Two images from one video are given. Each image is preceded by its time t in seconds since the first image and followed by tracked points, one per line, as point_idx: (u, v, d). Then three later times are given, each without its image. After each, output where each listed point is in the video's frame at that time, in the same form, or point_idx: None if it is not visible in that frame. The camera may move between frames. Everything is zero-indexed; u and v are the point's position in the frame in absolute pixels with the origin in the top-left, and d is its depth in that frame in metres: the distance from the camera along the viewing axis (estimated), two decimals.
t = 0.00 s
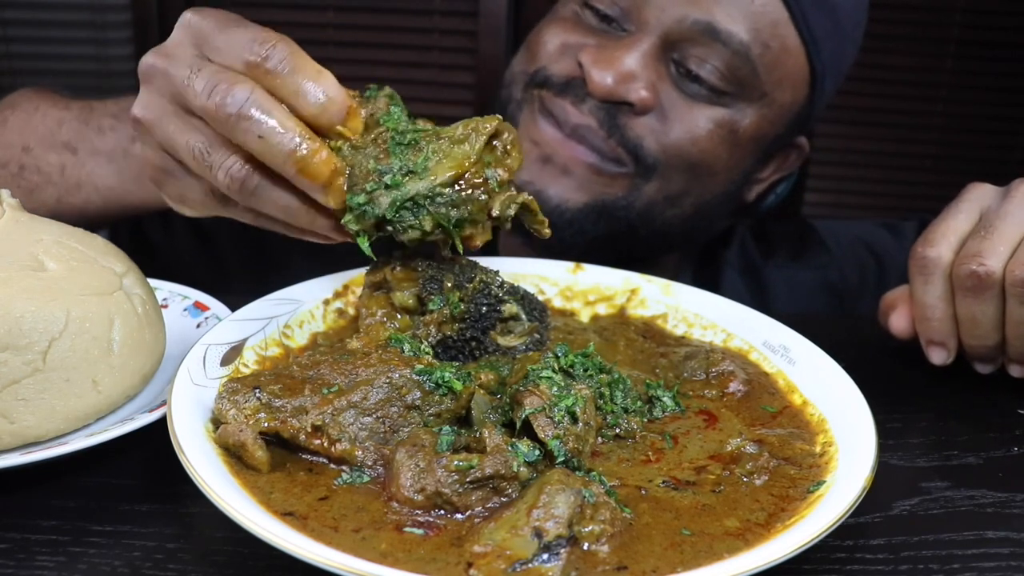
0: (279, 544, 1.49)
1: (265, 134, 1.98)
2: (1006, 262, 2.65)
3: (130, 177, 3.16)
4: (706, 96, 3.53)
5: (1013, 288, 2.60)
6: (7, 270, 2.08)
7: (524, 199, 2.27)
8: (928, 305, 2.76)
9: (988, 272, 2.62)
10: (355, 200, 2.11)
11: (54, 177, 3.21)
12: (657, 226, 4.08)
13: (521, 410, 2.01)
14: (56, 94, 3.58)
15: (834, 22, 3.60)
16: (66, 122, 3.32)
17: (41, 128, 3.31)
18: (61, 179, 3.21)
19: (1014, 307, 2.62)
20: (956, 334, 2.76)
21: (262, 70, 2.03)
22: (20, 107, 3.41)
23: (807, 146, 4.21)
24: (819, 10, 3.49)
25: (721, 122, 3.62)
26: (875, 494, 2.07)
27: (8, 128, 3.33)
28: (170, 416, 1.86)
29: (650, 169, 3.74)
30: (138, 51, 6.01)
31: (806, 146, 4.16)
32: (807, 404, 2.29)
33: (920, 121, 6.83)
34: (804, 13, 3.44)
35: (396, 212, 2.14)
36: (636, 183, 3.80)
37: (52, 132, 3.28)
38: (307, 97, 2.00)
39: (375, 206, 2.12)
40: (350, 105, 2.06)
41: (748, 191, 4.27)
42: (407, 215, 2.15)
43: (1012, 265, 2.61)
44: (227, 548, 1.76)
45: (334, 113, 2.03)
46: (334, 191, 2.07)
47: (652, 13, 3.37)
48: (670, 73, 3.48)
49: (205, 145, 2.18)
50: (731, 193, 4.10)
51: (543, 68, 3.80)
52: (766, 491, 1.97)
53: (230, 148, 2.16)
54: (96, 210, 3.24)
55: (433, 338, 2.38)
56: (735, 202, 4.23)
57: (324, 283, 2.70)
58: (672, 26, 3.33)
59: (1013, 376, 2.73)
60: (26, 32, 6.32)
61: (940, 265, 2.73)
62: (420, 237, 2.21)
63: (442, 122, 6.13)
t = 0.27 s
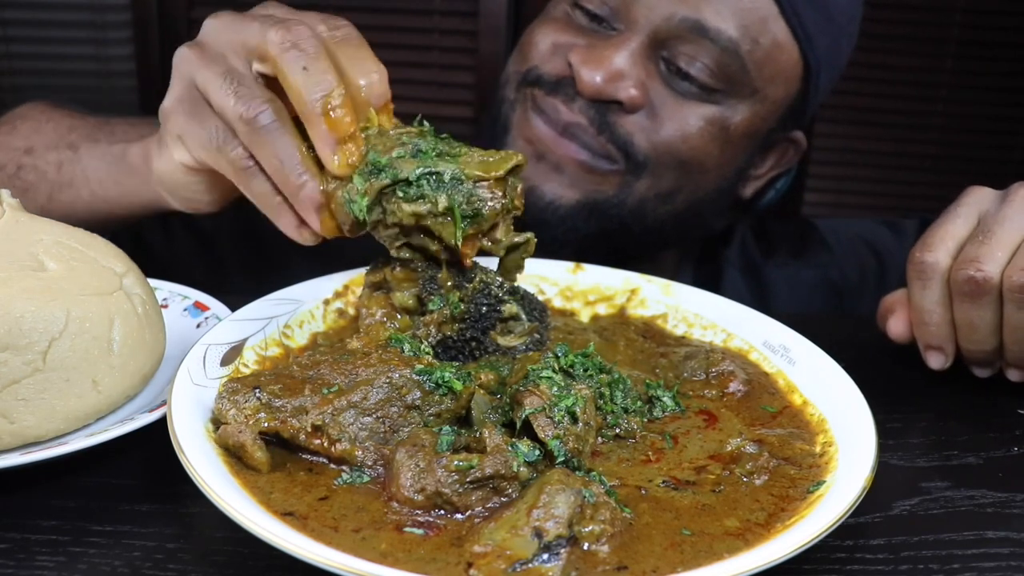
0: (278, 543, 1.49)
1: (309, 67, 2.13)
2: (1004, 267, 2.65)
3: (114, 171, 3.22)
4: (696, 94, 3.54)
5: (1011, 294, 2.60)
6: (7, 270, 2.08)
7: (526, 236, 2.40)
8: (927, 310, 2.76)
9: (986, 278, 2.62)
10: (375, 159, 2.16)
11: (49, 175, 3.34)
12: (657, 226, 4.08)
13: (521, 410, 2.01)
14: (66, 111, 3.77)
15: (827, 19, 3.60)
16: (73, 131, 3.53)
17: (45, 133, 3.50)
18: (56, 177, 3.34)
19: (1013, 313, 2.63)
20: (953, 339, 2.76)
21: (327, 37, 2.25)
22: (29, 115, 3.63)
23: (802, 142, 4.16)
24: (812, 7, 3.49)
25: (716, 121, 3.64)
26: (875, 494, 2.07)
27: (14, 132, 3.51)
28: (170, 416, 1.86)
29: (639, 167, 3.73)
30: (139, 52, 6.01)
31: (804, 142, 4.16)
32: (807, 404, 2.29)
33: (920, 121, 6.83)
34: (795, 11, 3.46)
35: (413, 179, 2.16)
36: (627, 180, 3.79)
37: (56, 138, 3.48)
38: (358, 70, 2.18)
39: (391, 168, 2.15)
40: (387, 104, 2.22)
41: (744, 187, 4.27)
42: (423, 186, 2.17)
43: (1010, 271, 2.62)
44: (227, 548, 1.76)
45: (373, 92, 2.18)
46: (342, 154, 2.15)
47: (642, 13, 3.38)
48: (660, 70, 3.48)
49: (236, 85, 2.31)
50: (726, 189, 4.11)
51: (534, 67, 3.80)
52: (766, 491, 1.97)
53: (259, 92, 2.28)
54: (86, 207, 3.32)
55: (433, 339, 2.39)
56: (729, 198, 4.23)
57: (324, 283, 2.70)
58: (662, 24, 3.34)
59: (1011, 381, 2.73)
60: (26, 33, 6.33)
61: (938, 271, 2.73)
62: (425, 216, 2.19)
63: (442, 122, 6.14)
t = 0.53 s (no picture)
0: (277, 543, 1.49)
1: (343, 44, 2.36)
2: (1004, 268, 2.65)
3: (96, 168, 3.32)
4: (699, 104, 3.52)
5: (1011, 295, 2.60)
6: (7, 270, 2.08)
7: (519, 236, 2.44)
8: (927, 310, 2.76)
9: (986, 279, 2.62)
10: (390, 118, 2.23)
11: (37, 177, 3.44)
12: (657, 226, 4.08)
13: (521, 410, 2.01)
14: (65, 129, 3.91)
15: (832, 26, 3.58)
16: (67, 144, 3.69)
17: (40, 145, 3.65)
18: (43, 179, 3.43)
19: (1013, 313, 2.62)
20: (953, 339, 2.76)
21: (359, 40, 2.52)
22: (27, 126, 3.80)
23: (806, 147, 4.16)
24: (817, 16, 3.48)
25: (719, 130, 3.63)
26: (875, 494, 2.07)
27: (11, 143, 3.66)
28: (170, 416, 1.86)
29: (638, 174, 3.74)
30: (139, 52, 6.01)
31: (807, 149, 4.16)
32: (807, 404, 2.29)
33: (920, 121, 6.83)
34: (799, 17, 3.43)
35: (424, 140, 2.20)
36: (625, 188, 3.80)
37: (50, 149, 3.63)
38: (381, 74, 2.34)
39: (406, 126, 2.21)
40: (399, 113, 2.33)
41: (744, 195, 4.28)
42: (436, 142, 2.21)
43: (1010, 272, 2.62)
44: (227, 548, 1.76)
45: (391, 94, 2.30)
46: (347, 118, 2.22)
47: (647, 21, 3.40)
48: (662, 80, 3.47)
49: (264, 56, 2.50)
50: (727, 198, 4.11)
51: (537, 71, 3.81)
52: (766, 490, 1.97)
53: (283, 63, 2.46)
54: (67, 207, 3.34)
55: (433, 339, 2.39)
56: (730, 205, 4.24)
57: (324, 282, 2.70)
58: (665, 33, 3.35)
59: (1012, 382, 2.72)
60: (26, 32, 6.32)
61: (938, 271, 2.73)
62: (431, 172, 2.19)
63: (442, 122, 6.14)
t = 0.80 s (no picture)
0: (278, 543, 1.49)
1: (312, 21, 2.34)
2: (1002, 268, 2.66)
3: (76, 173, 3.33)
4: (709, 118, 3.51)
5: (1009, 294, 2.61)
6: (7, 270, 2.08)
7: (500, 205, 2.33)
8: (925, 310, 2.76)
9: (984, 279, 2.63)
10: (368, 86, 2.18)
11: (23, 182, 3.47)
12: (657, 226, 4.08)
13: (521, 410, 2.01)
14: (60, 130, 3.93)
15: (848, 49, 3.62)
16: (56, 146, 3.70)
17: (30, 147, 3.67)
18: (28, 185, 3.45)
19: (1011, 313, 2.63)
20: (952, 338, 2.76)
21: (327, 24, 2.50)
22: (19, 130, 3.82)
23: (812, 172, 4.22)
24: (833, 37, 3.51)
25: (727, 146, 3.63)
26: (876, 494, 2.07)
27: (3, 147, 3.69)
28: (170, 416, 1.86)
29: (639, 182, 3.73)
30: (139, 52, 6.01)
31: (813, 174, 4.22)
32: (807, 404, 2.29)
33: (920, 121, 6.84)
34: (817, 38, 3.47)
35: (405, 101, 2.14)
36: (624, 194, 3.79)
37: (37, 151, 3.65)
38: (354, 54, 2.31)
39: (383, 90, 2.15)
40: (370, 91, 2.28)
41: (746, 212, 4.28)
42: (417, 103, 2.14)
43: (1008, 272, 2.62)
44: (227, 548, 1.76)
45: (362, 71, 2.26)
46: (319, 90, 2.15)
47: (666, 29, 3.38)
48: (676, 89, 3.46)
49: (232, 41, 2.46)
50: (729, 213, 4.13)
51: (550, 71, 3.79)
52: (766, 490, 1.97)
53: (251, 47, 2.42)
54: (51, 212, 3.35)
55: (433, 339, 2.38)
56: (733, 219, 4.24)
57: (324, 282, 2.70)
58: (685, 43, 3.34)
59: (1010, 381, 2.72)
60: (26, 33, 6.33)
61: (936, 271, 2.74)
62: (415, 132, 2.09)
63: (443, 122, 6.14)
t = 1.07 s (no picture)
0: (278, 543, 1.49)
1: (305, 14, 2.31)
2: (999, 265, 2.65)
3: (76, 176, 3.32)
4: (720, 128, 3.51)
5: (1007, 291, 2.60)
6: (7, 270, 2.08)
7: (501, 199, 2.32)
8: (922, 307, 2.76)
9: (981, 276, 2.63)
10: (374, 84, 2.20)
11: (24, 183, 3.48)
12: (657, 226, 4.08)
13: (521, 410, 2.01)
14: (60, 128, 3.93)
15: (860, 59, 3.61)
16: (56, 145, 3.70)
17: (31, 145, 3.68)
18: (29, 186, 3.46)
19: (1009, 310, 2.63)
20: (949, 336, 2.76)
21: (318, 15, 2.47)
22: (19, 129, 3.82)
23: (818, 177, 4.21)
24: (847, 48, 3.50)
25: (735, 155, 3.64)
26: (875, 494, 2.08)
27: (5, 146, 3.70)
28: (170, 416, 1.86)
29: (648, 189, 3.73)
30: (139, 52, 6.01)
31: (820, 184, 4.19)
32: (807, 404, 2.29)
33: (920, 121, 6.84)
34: (830, 48, 3.45)
35: (412, 101, 2.16)
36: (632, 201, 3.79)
37: (39, 150, 3.65)
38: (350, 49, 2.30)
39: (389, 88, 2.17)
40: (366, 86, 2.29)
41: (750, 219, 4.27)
42: (425, 104, 2.17)
43: (1005, 269, 2.62)
44: (227, 548, 1.76)
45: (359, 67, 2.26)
46: (319, 88, 2.13)
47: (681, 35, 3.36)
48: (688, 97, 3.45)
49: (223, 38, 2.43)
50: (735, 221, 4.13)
51: (562, 73, 3.76)
52: (766, 490, 1.97)
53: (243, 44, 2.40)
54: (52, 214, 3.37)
55: (433, 339, 2.38)
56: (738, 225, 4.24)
57: (325, 282, 2.70)
58: (698, 51, 3.33)
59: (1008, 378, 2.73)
60: (26, 32, 6.32)
61: (933, 268, 2.74)
62: (423, 132, 2.13)
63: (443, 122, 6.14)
